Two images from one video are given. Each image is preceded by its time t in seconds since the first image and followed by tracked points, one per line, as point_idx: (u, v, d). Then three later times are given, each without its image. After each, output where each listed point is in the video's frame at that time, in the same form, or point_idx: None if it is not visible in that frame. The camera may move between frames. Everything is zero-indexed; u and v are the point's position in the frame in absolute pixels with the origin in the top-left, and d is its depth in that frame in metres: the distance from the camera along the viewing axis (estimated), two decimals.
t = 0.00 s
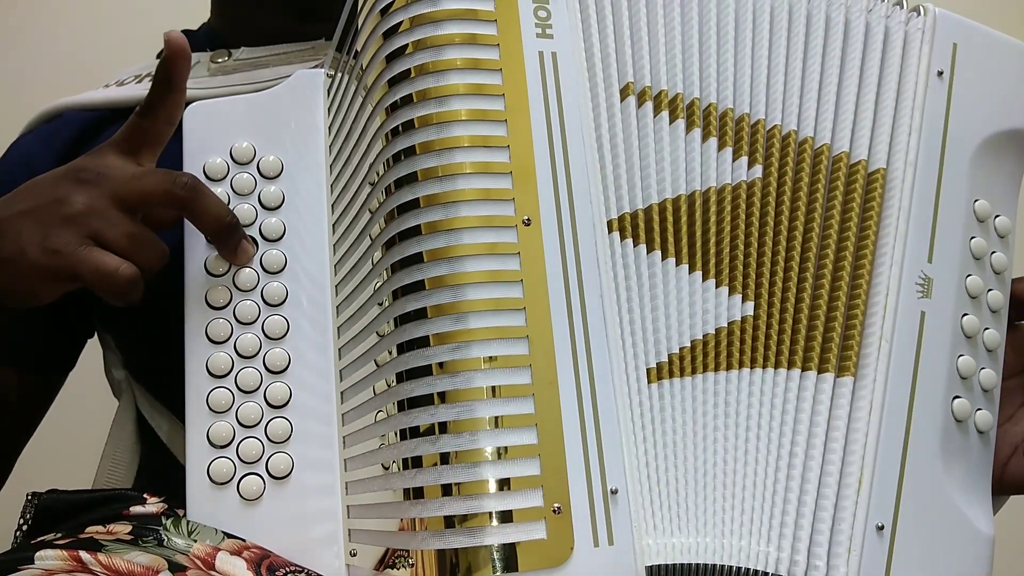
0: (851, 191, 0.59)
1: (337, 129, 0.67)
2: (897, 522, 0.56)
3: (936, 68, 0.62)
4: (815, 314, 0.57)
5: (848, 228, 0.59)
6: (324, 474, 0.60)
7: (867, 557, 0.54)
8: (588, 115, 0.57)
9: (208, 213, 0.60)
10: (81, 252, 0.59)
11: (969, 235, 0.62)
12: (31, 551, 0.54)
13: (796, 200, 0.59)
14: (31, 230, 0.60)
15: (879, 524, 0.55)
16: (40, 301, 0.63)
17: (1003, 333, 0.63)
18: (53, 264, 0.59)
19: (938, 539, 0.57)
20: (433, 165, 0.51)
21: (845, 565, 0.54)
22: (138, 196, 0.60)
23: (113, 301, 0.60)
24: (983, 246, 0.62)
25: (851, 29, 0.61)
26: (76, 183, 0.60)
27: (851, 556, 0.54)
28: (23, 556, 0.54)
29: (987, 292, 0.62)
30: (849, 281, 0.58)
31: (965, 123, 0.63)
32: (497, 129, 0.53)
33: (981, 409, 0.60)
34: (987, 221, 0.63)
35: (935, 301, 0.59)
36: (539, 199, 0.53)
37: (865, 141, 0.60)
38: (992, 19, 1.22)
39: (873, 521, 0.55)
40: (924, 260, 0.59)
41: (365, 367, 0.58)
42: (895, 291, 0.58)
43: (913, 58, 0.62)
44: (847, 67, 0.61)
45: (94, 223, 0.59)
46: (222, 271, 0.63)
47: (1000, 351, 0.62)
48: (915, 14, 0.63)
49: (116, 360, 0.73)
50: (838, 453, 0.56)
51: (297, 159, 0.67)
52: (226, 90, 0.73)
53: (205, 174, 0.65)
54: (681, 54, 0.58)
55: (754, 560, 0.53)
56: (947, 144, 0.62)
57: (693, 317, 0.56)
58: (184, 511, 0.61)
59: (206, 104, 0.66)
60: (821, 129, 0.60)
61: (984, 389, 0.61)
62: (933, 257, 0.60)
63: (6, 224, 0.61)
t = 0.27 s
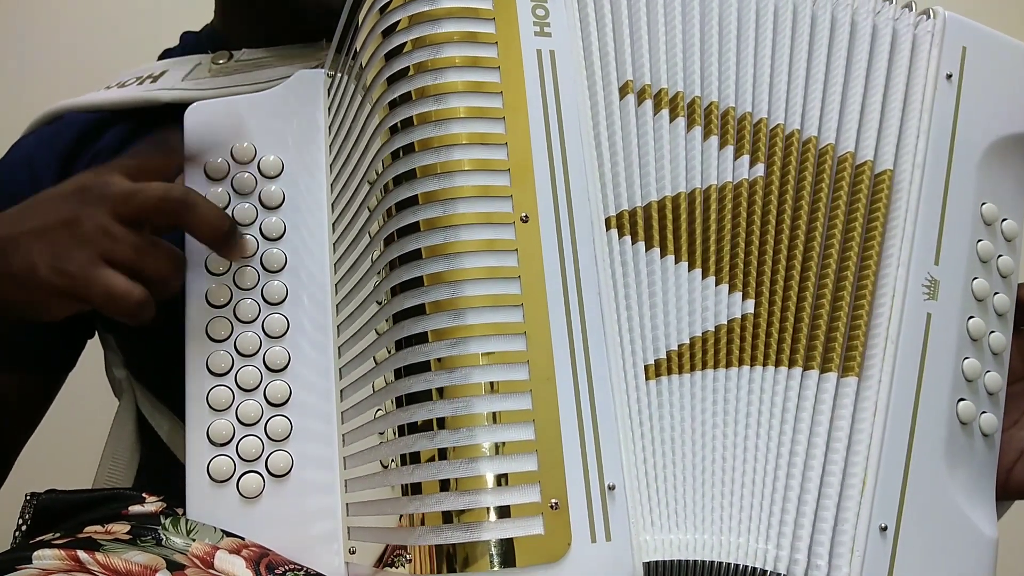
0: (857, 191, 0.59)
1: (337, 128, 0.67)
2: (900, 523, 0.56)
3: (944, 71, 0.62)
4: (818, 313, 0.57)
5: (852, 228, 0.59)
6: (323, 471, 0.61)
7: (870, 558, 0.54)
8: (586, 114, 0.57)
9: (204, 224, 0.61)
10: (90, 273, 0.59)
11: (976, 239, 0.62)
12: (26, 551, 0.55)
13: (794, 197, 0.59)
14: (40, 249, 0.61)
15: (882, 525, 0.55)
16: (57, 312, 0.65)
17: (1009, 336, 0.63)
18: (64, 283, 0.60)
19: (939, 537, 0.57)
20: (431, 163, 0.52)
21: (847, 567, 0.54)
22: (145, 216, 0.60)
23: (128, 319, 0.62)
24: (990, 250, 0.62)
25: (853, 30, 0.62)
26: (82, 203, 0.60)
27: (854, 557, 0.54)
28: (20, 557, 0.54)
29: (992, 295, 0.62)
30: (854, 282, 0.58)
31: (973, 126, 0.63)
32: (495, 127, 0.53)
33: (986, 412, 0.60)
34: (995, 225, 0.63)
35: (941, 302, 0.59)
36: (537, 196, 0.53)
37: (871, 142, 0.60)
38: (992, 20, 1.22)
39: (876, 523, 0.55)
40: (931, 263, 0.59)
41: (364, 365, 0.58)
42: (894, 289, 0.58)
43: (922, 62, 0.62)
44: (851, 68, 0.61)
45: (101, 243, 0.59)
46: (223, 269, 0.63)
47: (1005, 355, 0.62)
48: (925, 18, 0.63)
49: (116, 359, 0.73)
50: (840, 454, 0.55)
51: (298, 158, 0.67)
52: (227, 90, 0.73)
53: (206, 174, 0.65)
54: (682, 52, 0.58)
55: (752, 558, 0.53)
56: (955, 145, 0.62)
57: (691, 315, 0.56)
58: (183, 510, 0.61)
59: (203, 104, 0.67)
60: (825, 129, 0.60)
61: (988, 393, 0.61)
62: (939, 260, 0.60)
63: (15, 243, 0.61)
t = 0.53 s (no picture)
0: (871, 195, 0.59)
1: (339, 126, 0.67)
2: (910, 528, 0.55)
3: (962, 76, 0.62)
4: (828, 315, 0.57)
5: (863, 230, 0.58)
6: (325, 472, 0.60)
7: (879, 562, 0.54)
8: (590, 113, 0.56)
9: (204, 216, 0.59)
10: (93, 276, 0.58)
11: (990, 245, 0.61)
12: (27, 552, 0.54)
13: (799, 197, 0.58)
14: (41, 252, 0.59)
15: (892, 530, 0.55)
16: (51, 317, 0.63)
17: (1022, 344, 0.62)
18: (65, 287, 0.59)
19: (944, 540, 0.56)
20: (433, 162, 0.51)
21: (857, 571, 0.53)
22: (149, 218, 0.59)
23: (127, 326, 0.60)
24: (1005, 255, 0.62)
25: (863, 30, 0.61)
26: (84, 205, 0.59)
27: (863, 561, 0.54)
28: (22, 558, 0.53)
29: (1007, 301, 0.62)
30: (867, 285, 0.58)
31: (991, 132, 0.62)
32: (498, 126, 0.53)
33: (998, 420, 0.60)
34: (1010, 231, 0.63)
35: (954, 307, 0.59)
36: (539, 196, 0.53)
37: (885, 144, 0.60)
38: (995, 22, 1.20)
39: (886, 528, 0.54)
40: (945, 268, 0.59)
41: (367, 365, 0.58)
42: (900, 289, 0.58)
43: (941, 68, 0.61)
44: (864, 71, 0.61)
45: (103, 245, 0.59)
46: (225, 268, 0.63)
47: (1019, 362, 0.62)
48: (943, 21, 0.62)
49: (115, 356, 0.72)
50: (851, 458, 0.55)
51: (299, 157, 0.67)
52: (229, 88, 0.73)
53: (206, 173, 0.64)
54: (688, 52, 0.58)
55: (756, 560, 0.53)
56: (971, 149, 0.61)
57: (697, 315, 0.56)
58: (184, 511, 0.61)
59: (195, 105, 0.66)
60: (836, 130, 0.60)
61: (1001, 400, 0.60)
62: (954, 265, 0.59)
63: (14, 246, 0.60)
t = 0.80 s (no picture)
0: (877, 198, 0.59)
1: (336, 127, 0.67)
2: (915, 531, 0.55)
3: (971, 79, 0.62)
4: (831, 317, 0.57)
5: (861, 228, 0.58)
6: (324, 474, 0.60)
7: (885, 565, 0.54)
8: (586, 113, 0.56)
9: (198, 232, 0.59)
10: (86, 281, 0.59)
11: (997, 249, 0.61)
12: (29, 551, 0.54)
13: (798, 197, 0.58)
14: (37, 255, 0.60)
15: (896, 534, 0.55)
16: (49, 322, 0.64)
17: None
18: (60, 290, 0.60)
19: (944, 541, 0.56)
20: (430, 163, 0.51)
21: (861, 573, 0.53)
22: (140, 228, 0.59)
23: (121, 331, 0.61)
24: (1012, 260, 0.61)
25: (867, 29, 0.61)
26: (80, 211, 0.60)
27: (867, 566, 0.54)
28: (23, 557, 0.54)
29: (1012, 306, 0.62)
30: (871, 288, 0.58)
31: (999, 135, 0.62)
32: (495, 127, 0.53)
33: (1002, 424, 0.60)
34: (1017, 235, 0.62)
35: (960, 311, 0.59)
36: (536, 196, 0.53)
37: (891, 147, 0.59)
38: (994, 20, 1.20)
39: (890, 532, 0.55)
40: (952, 272, 0.59)
41: (365, 366, 0.58)
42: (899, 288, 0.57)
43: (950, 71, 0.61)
44: (869, 72, 0.61)
45: (97, 251, 0.59)
46: (222, 270, 0.62)
47: None
48: (953, 23, 0.62)
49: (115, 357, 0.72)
50: (855, 461, 0.55)
51: (296, 158, 0.67)
52: (225, 87, 0.73)
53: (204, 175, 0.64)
54: (687, 53, 0.58)
55: (754, 562, 0.53)
56: (979, 153, 0.61)
57: (696, 316, 0.56)
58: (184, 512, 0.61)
59: (195, 108, 0.66)
60: (841, 130, 0.60)
61: (1005, 405, 0.60)
62: (960, 269, 0.59)
63: (12, 248, 0.61)
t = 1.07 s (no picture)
0: (880, 199, 0.59)
1: (334, 128, 0.67)
2: (918, 532, 0.56)
3: (977, 84, 0.62)
4: (834, 318, 0.57)
5: (858, 226, 0.58)
6: (324, 474, 0.60)
7: (888, 566, 0.54)
8: (583, 112, 0.57)
9: (190, 222, 0.59)
10: (83, 276, 0.60)
11: (1001, 254, 0.62)
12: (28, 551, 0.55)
13: (796, 197, 0.59)
14: (34, 251, 0.61)
15: (900, 535, 0.55)
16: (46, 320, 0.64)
17: None
18: (56, 285, 0.61)
19: (943, 539, 0.56)
20: (427, 163, 0.51)
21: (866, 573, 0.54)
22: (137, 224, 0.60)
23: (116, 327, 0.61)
24: (1015, 264, 0.62)
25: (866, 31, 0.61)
26: (77, 207, 0.61)
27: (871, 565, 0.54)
28: (22, 557, 0.54)
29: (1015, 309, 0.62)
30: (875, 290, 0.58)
31: (1003, 139, 0.63)
32: (492, 127, 0.53)
33: (1004, 427, 0.60)
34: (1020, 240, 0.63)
35: (965, 315, 0.59)
36: (533, 196, 0.53)
37: (895, 149, 0.60)
38: (991, 21, 1.20)
39: (895, 533, 0.55)
40: (956, 275, 0.59)
41: (363, 366, 0.58)
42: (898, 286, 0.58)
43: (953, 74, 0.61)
44: (871, 74, 0.61)
45: (94, 248, 0.60)
46: (222, 271, 0.62)
47: None
48: (958, 28, 0.62)
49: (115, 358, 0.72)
50: (859, 463, 0.55)
51: (295, 159, 0.67)
52: (224, 89, 0.73)
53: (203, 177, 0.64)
54: (686, 54, 0.58)
55: (752, 559, 0.53)
56: (984, 158, 0.61)
57: (694, 314, 0.56)
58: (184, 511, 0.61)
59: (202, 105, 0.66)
60: (841, 130, 0.60)
61: (1008, 408, 0.61)
62: (965, 272, 0.59)
63: (9, 245, 0.61)
